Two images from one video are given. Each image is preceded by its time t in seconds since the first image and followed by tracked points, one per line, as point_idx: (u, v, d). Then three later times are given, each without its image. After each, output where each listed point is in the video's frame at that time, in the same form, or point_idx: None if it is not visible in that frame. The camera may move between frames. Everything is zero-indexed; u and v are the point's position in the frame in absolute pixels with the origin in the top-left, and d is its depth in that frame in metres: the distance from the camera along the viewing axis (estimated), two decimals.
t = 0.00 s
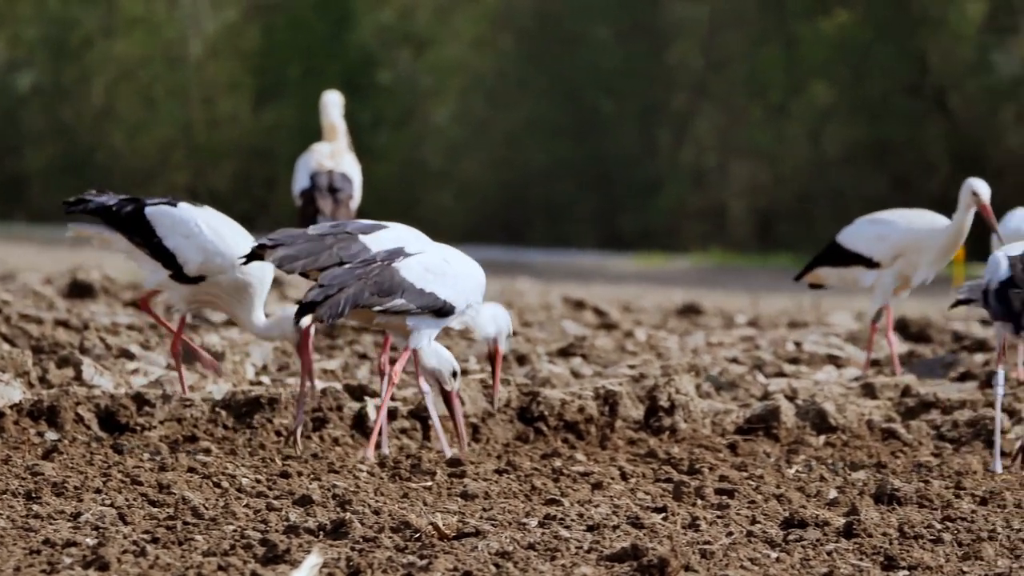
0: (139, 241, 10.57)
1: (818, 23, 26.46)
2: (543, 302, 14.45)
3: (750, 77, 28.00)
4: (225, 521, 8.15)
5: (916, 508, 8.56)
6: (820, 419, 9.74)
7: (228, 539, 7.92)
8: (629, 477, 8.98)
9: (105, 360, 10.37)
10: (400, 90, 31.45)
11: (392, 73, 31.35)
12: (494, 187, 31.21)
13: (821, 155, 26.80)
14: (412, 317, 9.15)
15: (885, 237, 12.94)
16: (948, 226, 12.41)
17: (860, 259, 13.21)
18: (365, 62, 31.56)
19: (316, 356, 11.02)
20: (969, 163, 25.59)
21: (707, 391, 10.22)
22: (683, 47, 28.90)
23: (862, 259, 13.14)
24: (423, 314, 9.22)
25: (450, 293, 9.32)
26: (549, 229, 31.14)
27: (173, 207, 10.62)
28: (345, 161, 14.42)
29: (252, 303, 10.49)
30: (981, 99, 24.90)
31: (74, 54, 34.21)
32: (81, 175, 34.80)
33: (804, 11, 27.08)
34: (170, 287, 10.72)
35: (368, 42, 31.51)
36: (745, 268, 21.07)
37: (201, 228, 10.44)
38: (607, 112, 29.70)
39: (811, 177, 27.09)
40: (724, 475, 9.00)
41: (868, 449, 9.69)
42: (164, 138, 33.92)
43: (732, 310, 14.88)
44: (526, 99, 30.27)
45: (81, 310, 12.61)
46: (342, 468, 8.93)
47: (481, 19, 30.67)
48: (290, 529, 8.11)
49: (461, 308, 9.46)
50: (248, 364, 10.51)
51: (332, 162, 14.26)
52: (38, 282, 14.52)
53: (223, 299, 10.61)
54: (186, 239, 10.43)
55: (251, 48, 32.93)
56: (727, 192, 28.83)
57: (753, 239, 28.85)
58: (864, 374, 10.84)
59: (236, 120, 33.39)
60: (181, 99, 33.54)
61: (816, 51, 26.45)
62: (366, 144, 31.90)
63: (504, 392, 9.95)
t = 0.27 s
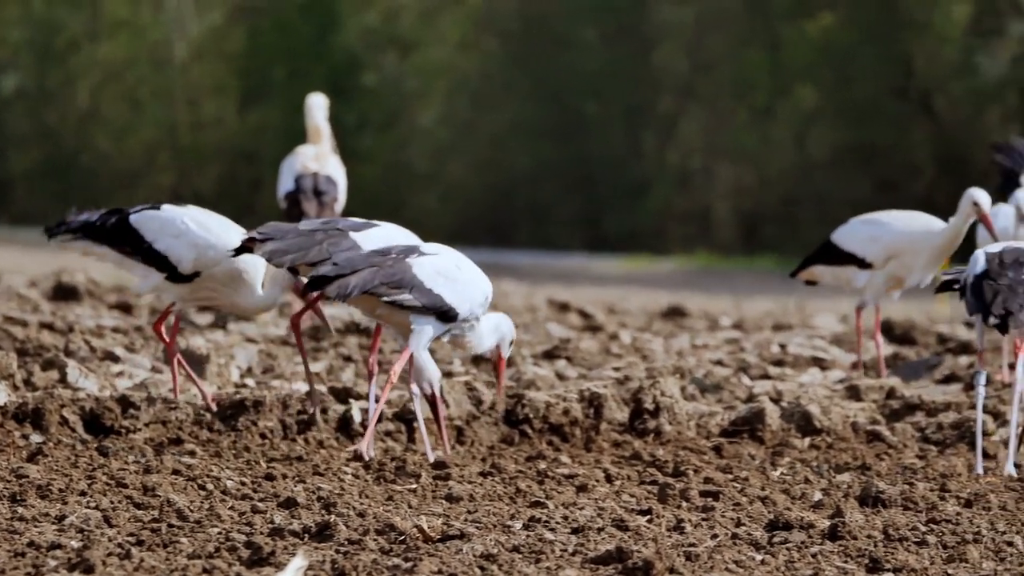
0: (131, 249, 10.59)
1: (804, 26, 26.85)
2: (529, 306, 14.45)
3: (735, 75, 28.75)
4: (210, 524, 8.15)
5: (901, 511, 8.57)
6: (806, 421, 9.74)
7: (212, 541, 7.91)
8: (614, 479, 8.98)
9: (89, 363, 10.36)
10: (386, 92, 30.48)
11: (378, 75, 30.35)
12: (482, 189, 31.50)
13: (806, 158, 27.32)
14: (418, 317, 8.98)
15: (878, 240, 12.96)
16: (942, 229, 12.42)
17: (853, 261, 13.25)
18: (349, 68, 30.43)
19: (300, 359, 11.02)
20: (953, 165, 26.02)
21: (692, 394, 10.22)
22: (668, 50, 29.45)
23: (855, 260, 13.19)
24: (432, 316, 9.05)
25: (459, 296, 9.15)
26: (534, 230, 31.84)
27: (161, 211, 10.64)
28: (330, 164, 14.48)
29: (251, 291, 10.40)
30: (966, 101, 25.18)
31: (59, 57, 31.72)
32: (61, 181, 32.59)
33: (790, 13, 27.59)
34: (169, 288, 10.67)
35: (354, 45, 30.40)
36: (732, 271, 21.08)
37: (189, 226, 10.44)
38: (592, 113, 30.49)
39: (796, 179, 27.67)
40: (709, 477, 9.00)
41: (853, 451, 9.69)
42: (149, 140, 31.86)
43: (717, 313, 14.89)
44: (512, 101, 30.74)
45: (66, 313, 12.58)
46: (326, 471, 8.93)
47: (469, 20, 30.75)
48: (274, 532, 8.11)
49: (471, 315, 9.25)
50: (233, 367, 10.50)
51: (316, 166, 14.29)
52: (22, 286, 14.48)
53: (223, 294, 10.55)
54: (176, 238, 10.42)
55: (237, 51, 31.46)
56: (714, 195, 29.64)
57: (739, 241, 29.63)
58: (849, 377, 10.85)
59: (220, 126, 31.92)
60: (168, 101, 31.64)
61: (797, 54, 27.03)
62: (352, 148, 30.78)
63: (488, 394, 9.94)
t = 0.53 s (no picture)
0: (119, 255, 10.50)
1: (789, 29, 26.77)
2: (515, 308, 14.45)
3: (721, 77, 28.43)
4: (194, 525, 8.16)
5: (885, 513, 8.57)
6: (790, 423, 9.74)
7: (197, 543, 7.91)
8: (599, 481, 8.99)
9: (74, 365, 10.36)
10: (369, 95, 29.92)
11: (363, 78, 29.77)
12: (466, 192, 31.00)
13: (790, 159, 27.30)
14: (428, 316, 9.15)
15: (870, 242, 12.95)
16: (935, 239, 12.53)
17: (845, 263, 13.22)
18: (333, 69, 29.76)
19: (284, 361, 11.02)
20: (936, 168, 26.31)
21: (676, 396, 10.23)
22: (653, 51, 29.32)
23: (847, 262, 13.16)
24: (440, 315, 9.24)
25: (466, 296, 9.31)
26: (517, 234, 31.45)
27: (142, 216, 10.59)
28: (314, 166, 14.45)
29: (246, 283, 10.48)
30: (951, 103, 25.55)
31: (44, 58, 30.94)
32: (42, 184, 31.89)
33: (775, 14, 27.29)
34: (161, 289, 10.64)
35: (338, 46, 29.80)
36: (717, 273, 21.06)
37: (176, 225, 10.45)
38: (576, 118, 30.17)
39: (782, 182, 27.61)
40: (693, 479, 9.00)
41: (837, 453, 9.70)
42: (133, 143, 31.34)
43: (700, 315, 14.90)
44: (496, 104, 30.26)
45: (50, 316, 12.58)
46: (311, 473, 8.94)
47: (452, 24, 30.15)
48: (259, 534, 8.11)
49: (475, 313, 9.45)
50: (218, 370, 10.49)
51: (300, 167, 14.26)
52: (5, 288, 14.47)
53: (216, 290, 10.58)
54: (166, 238, 10.41)
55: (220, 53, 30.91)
56: (698, 196, 29.84)
57: (723, 243, 29.72)
58: (834, 380, 10.86)
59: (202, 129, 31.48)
60: (151, 103, 31.09)
61: (782, 56, 26.89)
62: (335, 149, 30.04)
63: (473, 396, 9.95)
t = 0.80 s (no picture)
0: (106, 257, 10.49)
1: (774, 29, 26.51)
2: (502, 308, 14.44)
3: (708, 76, 27.63)
4: (182, 525, 8.16)
5: (872, 512, 8.57)
6: (777, 423, 9.74)
7: (184, 543, 7.91)
8: (586, 481, 8.99)
9: (61, 365, 10.37)
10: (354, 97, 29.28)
11: (348, 79, 29.17)
12: (449, 191, 29.64)
13: (778, 159, 26.99)
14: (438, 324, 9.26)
15: (864, 245, 12.95)
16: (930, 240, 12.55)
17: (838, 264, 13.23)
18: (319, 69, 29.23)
19: (272, 361, 11.01)
20: (921, 167, 26.18)
21: (663, 396, 10.22)
22: (640, 52, 28.33)
23: (841, 265, 13.17)
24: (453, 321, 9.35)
25: (471, 298, 9.38)
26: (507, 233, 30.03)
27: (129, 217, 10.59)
28: (300, 166, 14.40)
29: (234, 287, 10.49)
30: (938, 104, 25.51)
31: (27, 58, 30.40)
32: (29, 182, 31.34)
33: (760, 13, 26.89)
34: (149, 291, 10.65)
35: (324, 47, 29.21)
36: (706, 273, 21.01)
37: (163, 227, 10.46)
38: (563, 118, 29.11)
39: (773, 181, 27.21)
40: (680, 478, 9.00)
41: (824, 453, 9.70)
42: (118, 142, 30.71)
43: (688, 314, 14.91)
44: (483, 104, 29.03)
45: (38, 316, 12.59)
46: (298, 472, 8.94)
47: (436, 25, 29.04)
48: (246, 533, 8.11)
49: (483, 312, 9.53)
50: (205, 369, 10.49)
51: (287, 167, 14.24)
52: None
53: (203, 293, 10.61)
54: (153, 241, 10.42)
55: (207, 53, 30.24)
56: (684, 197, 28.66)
57: (710, 244, 28.80)
58: (821, 379, 10.86)
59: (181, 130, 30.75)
60: (139, 105, 30.51)
61: (771, 56, 26.50)
62: (321, 149, 29.55)
63: (460, 396, 9.93)
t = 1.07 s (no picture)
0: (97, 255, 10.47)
1: (767, 27, 25.48)
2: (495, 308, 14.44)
3: (701, 74, 26.68)
4: (175, 525, 8.16)
5: (865, 512, 8.58)
6: (770, 422, 9.74)
7: (177, 543, 7.92)
8: (578, 480, 8.99)
9: (53, 365, 10.36)
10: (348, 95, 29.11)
11: (341, 78, 28.94)
12: (442, 191, 29.34)
13: (769, 159, 25.87)
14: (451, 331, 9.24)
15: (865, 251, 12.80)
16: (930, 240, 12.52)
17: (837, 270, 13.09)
18: (312, 68, 29.07)
19: (264, 361, 11.00)
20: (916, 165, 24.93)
21: (656, 395, 10.21)
22: (632, 52, 27.54)
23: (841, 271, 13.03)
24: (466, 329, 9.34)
25: (484, 305, 9.44)
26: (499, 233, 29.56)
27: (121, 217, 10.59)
28: (293, 165, 14.40)
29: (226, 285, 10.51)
30: (928, 102, 24.22)
31: (23, 58, 30.60)
32: (24, 183, 31.40)
33: (753, 13, 25.93)
34: (142, 290, 10.66)
35: (316, 46, 29.02)
36: (695, 274, 20.96)
37: (155, 226, 10.47)
38: (556, 117, 28.45)
39: (767, 180, 26.07)
40: (673, 478, 9.00)
41: (817, 452, 9.70)
42: (110, 141, 30.61)
43: (681, 314, 14.91)
44: (476, 102, 28.60)
45: (30, 316, 12.59)
46: (291, 472, 8.94)
47: (430, 23, 28.63)
48: (239, 533, 8.12)
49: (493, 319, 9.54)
50: (197, 369, 10.48)
51: (279, 167, 14.21)
52: None
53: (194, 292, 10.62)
54: (145, 239, 10.42)
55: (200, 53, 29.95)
56: (677, 196, 27.71)
57: (703, 243, 27.93)
58: (813, 379, 10.86)
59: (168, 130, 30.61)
60: (131, 105, 30.36)
61: (762, 55, 25.48)
62: (313, 148, 29.40)
63: (453, 396, 9.90)
